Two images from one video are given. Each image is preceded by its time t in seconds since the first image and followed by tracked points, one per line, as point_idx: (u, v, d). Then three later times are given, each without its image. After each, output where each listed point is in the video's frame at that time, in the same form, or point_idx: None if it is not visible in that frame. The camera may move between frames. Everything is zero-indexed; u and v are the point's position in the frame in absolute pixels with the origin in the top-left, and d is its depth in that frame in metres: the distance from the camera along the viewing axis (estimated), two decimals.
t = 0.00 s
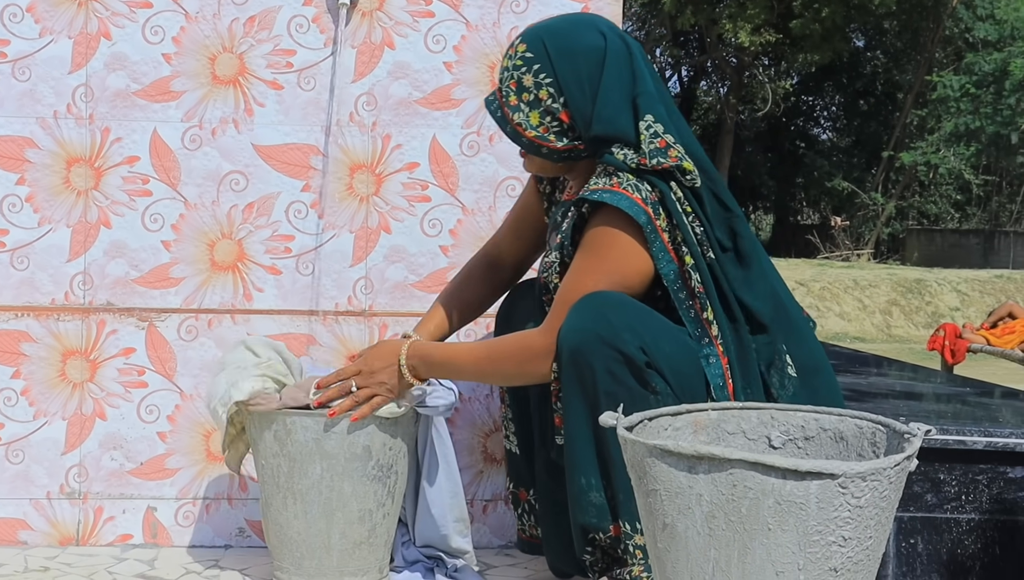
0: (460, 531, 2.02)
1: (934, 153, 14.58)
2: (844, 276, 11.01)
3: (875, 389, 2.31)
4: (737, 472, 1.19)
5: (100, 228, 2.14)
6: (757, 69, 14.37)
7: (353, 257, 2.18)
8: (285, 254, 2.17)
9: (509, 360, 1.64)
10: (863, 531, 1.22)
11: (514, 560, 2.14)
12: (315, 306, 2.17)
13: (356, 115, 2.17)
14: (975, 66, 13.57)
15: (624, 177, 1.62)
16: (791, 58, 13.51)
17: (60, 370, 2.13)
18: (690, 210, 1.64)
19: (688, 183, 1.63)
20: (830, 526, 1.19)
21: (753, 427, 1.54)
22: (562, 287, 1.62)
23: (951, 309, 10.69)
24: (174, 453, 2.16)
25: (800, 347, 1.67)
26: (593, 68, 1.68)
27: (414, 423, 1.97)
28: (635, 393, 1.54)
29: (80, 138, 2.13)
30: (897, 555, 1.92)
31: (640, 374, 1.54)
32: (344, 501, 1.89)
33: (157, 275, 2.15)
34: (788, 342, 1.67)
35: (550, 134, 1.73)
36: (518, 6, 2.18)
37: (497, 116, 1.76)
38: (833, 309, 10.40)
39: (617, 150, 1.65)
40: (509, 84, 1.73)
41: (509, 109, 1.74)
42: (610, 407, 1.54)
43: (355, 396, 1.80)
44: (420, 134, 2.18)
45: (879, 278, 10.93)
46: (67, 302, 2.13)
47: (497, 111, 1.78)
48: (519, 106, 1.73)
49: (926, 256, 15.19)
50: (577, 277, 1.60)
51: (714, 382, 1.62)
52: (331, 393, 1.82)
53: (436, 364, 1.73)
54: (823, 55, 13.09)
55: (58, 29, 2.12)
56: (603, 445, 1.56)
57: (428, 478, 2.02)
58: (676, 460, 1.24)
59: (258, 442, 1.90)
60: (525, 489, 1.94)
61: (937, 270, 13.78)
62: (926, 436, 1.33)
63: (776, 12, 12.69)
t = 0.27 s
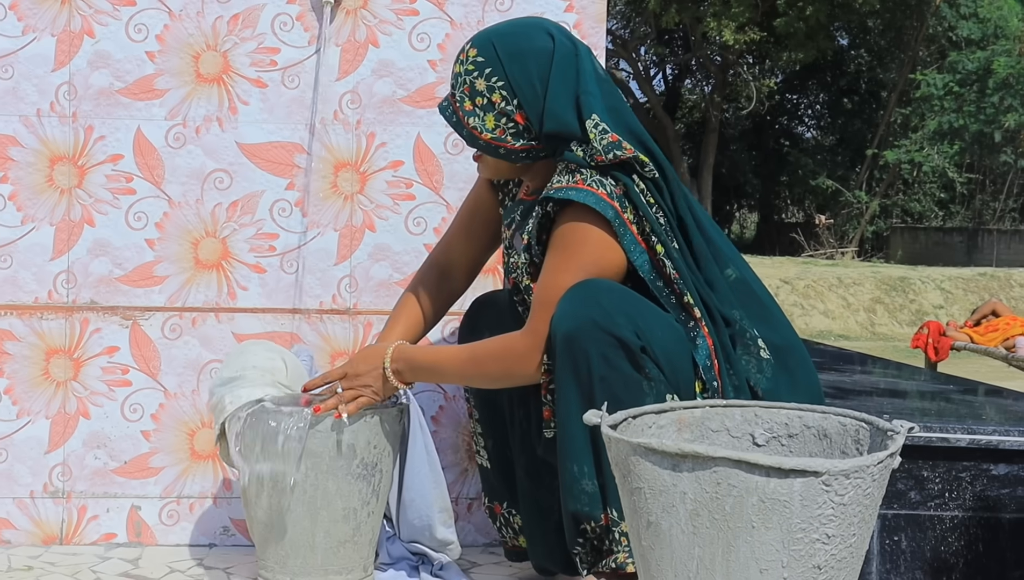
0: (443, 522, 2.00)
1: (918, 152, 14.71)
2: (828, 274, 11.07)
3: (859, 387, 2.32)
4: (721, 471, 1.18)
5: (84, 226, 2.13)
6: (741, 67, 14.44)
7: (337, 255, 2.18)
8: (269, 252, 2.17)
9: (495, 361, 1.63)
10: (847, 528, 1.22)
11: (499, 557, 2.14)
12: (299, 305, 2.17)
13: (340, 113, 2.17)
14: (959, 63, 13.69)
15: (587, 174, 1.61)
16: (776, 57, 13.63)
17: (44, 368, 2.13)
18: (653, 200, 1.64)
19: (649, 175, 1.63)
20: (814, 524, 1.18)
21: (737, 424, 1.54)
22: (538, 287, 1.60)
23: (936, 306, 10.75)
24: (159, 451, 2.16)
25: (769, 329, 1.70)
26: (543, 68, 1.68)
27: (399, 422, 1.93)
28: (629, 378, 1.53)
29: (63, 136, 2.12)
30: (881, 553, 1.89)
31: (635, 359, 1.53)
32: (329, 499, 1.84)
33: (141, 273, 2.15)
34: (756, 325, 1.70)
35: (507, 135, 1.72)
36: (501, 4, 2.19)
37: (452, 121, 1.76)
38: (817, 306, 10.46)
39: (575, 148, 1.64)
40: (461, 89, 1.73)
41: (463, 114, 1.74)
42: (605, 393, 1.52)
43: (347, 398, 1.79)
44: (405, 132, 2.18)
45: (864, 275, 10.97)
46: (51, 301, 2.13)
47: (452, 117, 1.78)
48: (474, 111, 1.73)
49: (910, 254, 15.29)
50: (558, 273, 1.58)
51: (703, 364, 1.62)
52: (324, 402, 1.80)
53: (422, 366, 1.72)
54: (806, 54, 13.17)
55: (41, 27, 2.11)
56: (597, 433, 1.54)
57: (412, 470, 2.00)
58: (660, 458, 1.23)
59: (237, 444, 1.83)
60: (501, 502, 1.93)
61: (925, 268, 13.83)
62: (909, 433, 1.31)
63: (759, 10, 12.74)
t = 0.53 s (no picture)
0: (431, 519, 1.99)
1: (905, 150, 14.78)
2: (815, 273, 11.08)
3: (847, 385, 2.32)
4: (708, 468, 1.18)
5: (70, 225, 2.13)
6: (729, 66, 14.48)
7: (325, 254, 2.18)
8: (257, 251, 2.17)
9: (493, 357, 1.63)
10: (835, 526, 1.22)
11: (488, 556, 2.14)
12: (287, 303, 2.17)
13: (328, 112, 2.17)
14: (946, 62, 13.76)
15: (609, 173, 1.61)
16: (762, 55, 13.73)
17: (30, 367, 2.12)
18: (674, 205, 1.64)
19: (671, 179, 1.63)
20: (801, 522, 1.18)
21: (725, 423, 1.53)
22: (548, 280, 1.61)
23: (923, 305, 10.76)
24: (146, 450, 2.15)
25: (775, 348, 1.69)
26: (584, 62, 1.68)
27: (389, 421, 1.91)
28: (623, 377, 1.54)
29: (50, 134, 2.12)
30: (868, 550, 1.89)
31: (629, 358, 1.54)
32: (317, 498, 1.81)
33: (127, 272, 2.14)
34: (764, 343, 1.69)
35: (538, 125, 1.71)
36: (489, 2, 2.19)
37: (486, 106, 1.74)
38: (804, 305, 10.46)
39: (600, 146, 1.64)
40: (499, 74, 1.72)
41: (497, 99, 1.72)
42: (597, 390, 1.53)
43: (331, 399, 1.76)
44: (392, 130, 2.18)
45: (850, 274, 10.99)
46: (37, 299, 2.13)
47: (485, 100, 1.75)
48: (509, 97, 1.72)
49: (897, 252, 15.40)
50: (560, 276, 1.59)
51: (696, 374, 1.61)
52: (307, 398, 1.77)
53: (417, 367, 1.70)
54: (794, 53, 13.22)
55: (28, 25, 2.11)
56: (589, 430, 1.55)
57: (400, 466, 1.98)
58: (648, 456, 1.22)
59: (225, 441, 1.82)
60: (496, 485, 1.93)
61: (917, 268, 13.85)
62: (896, 431, 1.32)
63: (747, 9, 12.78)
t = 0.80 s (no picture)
0: (424, 519, 1.98)
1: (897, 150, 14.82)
2: (806, 273, 11.07)
3: (839, 385, 2.33)
4: (700, 468, 1.18)
5: (62, 225, 2.13)
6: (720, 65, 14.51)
7: (316, 254, 2.18)
8: (248, 250, 2.17)
9: (478, 355, 1.62)
10: (827, 526, 1.22)
11: (480, 556, 2.14)
12: (279, 302, 2.17)
13: (319, 111, 2.17)
14: (938, 61, 13.78)
15: (608, 181, 1.61)
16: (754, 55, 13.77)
17: (22, 367, 2.12)
18: (671, 220, 1.61)
19: (671, 195, 1.60)
20: (793, 522, 1.18)
21: (717, 422, 1.53)
22: (539, 281, 1.61)
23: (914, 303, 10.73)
24: (138, 450, 2.15)
25: (769, 364, 1.69)
26: (600, 64, 1.68)
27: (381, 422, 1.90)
28: (597, 388, 1.54)
29: (42, 134, 2.12)
30: (860, 550, 1.89)
31: (601, 369, 1.54)
32: (309, 497, 1.80)
33: (119, 272, 2.14)
34: (759, 358, 1.68)
35: (548, 125, 1.71)
36: (481, 2, 2.20)
37: (499, 100, 1.74)
38: (797, 304, 10.46)
39: (605, 152, 1.63)
40: (514, 70, 1.72)
41: (509, 95, 1.73)
42: (571, 401, 1.54)
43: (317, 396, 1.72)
44: (384, 130, 2.19)
45: (842, 274, 11.00)
46: (29, 299, 2.12)
47: (498, 94, 1.75)
48: (522, 93, 1.72)
49: (888, 251, 15.39)
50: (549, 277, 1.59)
51: (676, 394, 1.60)
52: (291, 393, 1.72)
53: (403, 365, 1.68)
54: (786, 53, 13.24)
55: (19, 25, 2.11)
56: (565, 439, 1.56)
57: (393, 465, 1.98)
58: (640, 457, 1.22)
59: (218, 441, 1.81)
60: (499, 470, 1.94)
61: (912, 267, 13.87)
62: (888, 431, 1.31)
63: (737, 9, 12.84)
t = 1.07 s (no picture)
0: (421, 519, 1.99)
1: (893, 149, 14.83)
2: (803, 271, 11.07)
3: (836, 383, 2.33)
4: (697, 467, 1.18)
5: (59, 224, 2.13)
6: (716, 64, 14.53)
7: (313, 253, 2.18)
8: (245, 249, 2.17)
9: (461, 362, 1.63)
10: (823, 525, 1.22)
11: (476, 555, 2.14)
12: (276, 301, 2.17)
13: (316, 110, 2.17)
14: (934, 60, 13.78)
15: (579, 185, 1.60)
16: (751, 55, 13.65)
17: (19, 366, 2.12)
18: (645, 221, 1.61)
19: (642, 197, 1.59)
20: (789, 521, 1.18)
21: (713, 422, 1.53)
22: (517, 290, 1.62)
23: (912, 302, 10.81)
24: (134, 449, 2.15)
25: (758, 361, 1.66)
26: (565, 69, 1.68)
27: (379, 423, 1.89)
28: (585, 391, 1.55)
29: (38, 133, 2.11)
30: (857, 548, 1.88)
31: (589, 372, 1.55)
32: (306, 496, 1.80)
33: (116, 271, 2.14)
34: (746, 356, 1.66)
35: (516, 131, 1.72)
36: (477, 1, 2.20)
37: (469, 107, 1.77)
38: (792, 303, 10.46)
39: (574, 156, 1.62)
40: (482, 77, 1.74)
41: (479, 102, 1.74)
42: (559, 405, 1.55)
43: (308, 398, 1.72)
44: (381, 129, 2.19)
45: (837, 272, 11.02)
46: (25, 298, 2.12)
47: (469, 103, 1.78)
48: (490, 100, 1.73)
49: (884, 251, 15.40)
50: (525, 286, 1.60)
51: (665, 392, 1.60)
52: (283, 397, 1.74)
53: (392, 376, 1.70)
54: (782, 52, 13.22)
55: (15, 24, 2.11)
56: (554, 442, 1.57)
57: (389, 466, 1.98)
58: (636, 455, 1.22)
59: (215, 439, 1.80)
60: (489, 478, 1.93)
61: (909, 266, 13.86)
62: (885, 429, 1.31)
63: (735, 7, 12.79)
